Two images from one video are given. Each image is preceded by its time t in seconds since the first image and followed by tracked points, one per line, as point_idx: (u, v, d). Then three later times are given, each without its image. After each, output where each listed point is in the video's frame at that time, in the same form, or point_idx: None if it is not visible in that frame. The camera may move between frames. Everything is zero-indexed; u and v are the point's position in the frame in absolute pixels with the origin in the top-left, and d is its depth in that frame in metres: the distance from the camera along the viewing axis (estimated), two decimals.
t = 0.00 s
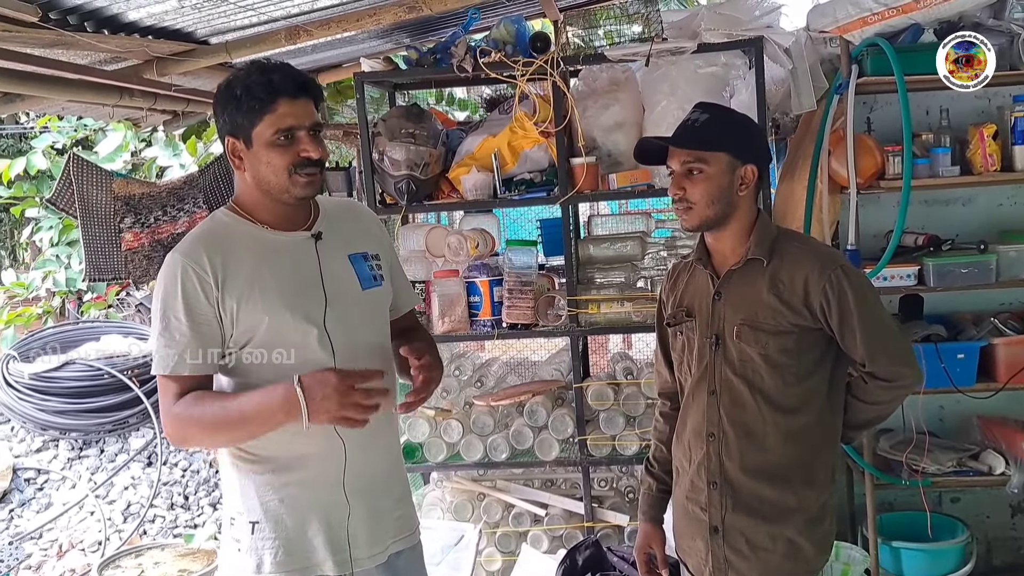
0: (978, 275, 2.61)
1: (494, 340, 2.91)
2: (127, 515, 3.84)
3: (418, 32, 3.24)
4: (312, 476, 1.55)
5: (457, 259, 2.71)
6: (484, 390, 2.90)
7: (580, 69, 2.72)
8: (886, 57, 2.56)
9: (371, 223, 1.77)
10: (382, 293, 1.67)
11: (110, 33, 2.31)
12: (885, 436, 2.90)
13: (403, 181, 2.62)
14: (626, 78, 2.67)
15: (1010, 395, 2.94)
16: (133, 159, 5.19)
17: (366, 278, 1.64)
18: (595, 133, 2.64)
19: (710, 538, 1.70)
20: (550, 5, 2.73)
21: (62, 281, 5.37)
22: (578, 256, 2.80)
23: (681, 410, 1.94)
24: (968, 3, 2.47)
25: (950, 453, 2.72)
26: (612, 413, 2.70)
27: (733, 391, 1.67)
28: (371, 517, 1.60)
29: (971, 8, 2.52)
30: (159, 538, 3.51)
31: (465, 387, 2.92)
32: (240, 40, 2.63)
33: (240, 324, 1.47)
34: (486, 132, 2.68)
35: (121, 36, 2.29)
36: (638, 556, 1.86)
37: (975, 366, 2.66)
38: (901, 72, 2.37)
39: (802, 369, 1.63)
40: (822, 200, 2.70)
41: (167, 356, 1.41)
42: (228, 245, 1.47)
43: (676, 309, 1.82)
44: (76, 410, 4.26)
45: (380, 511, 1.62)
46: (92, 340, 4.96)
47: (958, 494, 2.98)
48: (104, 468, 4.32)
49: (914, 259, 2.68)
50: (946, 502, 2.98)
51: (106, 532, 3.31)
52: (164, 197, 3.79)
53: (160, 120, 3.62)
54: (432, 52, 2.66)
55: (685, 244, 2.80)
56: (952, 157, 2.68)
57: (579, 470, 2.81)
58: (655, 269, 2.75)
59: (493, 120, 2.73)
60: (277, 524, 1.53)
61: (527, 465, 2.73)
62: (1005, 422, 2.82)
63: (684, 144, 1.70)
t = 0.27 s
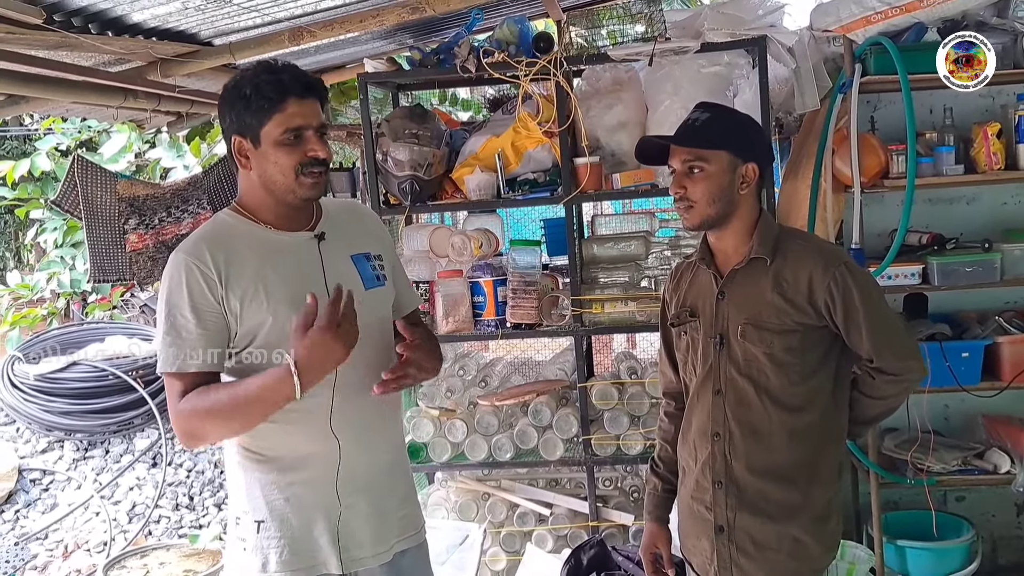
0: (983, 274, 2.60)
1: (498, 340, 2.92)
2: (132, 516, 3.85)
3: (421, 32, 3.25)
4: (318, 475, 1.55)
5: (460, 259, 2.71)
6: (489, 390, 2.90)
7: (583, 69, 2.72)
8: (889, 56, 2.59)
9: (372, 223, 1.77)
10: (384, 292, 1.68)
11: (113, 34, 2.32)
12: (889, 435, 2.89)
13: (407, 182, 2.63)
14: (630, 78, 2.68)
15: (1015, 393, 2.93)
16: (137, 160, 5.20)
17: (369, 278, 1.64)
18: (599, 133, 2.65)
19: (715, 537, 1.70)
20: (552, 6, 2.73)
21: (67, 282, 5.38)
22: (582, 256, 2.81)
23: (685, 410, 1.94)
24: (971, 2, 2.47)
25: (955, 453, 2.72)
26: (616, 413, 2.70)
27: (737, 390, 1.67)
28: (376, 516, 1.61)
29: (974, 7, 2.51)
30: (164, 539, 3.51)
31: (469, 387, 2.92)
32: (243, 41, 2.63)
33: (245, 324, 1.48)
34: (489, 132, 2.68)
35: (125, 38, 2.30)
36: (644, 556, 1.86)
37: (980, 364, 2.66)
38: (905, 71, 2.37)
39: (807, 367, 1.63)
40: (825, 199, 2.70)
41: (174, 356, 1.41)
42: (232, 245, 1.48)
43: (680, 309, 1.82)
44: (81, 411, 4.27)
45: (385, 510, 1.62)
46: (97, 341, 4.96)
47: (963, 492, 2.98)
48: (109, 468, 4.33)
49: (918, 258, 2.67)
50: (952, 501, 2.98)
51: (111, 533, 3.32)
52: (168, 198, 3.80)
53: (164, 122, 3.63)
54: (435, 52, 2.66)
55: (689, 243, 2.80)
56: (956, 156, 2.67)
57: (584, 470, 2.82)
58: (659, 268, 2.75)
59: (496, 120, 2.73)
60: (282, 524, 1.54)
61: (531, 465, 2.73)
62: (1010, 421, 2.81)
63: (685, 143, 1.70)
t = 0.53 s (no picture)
0: (986, 274, 2.60)
1: (502, 341, 2.92)
2: (136, 517, 3.85)
3: (423, 34, 3.25)
4: (321, 475, 1.56)
5: (463, 260, 2.72)
6: (492, 391, 2.91)
7: (586, 70, 2.72)
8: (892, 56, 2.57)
9: (374, 224, 1.78)
10: (387, 293, 1.69)
11: (118, 37, 2.32)
12: (893, 435, 2.89)
13: (410, 183, 2.63)
14: (633, 78, 2.68)
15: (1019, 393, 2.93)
16: (140, 162, 5.21)
17: (373, 280, 1.65)
18: (602, 134, 2.65)
19: (718, 537, 1.70)
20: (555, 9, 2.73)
21: (70, 284, 5.38)
22: (585, 257, 2.83)
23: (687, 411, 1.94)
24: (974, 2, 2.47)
25: (959, 453, 2.71)
26: (620, 414, 2.71)
27: (741, 391, 1.67)
28: (380, 517, 1.61)
29: (977, 7, 2.51)
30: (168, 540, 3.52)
31: (472, 388, 2.91)
32: (247, 43, 2.63)
33: (251, 324, 1.48)
34: (492, 133, 2.68)
35: (129, 39, 2.30)
36: (646, 557, 1.86)
37: (983, 365, 2.66)
38: (908, 71, 2.37)
39: (811, 366, 1.63)
40: (829, 199, 2.70)
41: (181, 357, 1.41)
42: (237, 247, 1.48)
43: (683, 310, 1.82)
44: (84, 413, 4.29)
45: (388, 511, 1.63)
46: (101, 342, 4.97)
47: (966, 493, 2.98)
48: (113, 470, 4.33)
49: (921, 258, 2.67)
50: (955, 502, 2.98)
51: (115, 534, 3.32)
52: (172, 199, 3.81)
53: (168, 123, 3.64)
54: (438, 53, 2.66)
55: (692, 245, 2.81)
56: (959, 156, 2.67)
57: (587, 471, 2.82)
58: (662, 269, 2.75)
59: (499, 121, 2.74)
60: (286, 524, 1.54)
61: (534, 466, 2.73)
62: (1013, 421, 2.82)
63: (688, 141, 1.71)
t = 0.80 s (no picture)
0: (989, 272, 2.60)
1: (506, 340, 2.93)
2: (139, 516, 3.86)
3: (426, 33, 3.26)
4: (324, 473, 1.56)
5: (467, 258, 2.72)
6: (495, 389, 2.91)
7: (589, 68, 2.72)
8: (895, 54, 2.57)
9: (376, 224, 1.78)
10: (390, 293, 1.69)
11: (121, 36, 2.33)
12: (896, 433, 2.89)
13: (413, 182, 2.63)
14: (636, 77, 2.69)
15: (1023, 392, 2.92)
16: (143, 161, 5.23)
17: (376, 279, 1.65)
18: (604, 132, 2.64)
19: (720, 534, 1.70)
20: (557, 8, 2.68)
21: (74, 283, 5.38)
22: (587, 255, 2.81)
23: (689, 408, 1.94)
24: None
25: (962, 451, 2.71)
26: (623, 412, 2.71)
27: (744, 388, 1.67)
28: (384, 516, 1.61)
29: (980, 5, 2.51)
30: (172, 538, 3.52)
31: (475, 386, 2.92)
32: (250, 42, 2.64)
33: (254, 323, 1.48)
34: (495, 132, 2.69)
35: (132, 39, 2.30)
36: (646, 557, 1.86)
37: (986, 362, 2.66)
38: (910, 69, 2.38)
39: (814, 365, 1.62)
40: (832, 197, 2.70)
41: (183, 354, 1.41)
42: (241, 245, 1.48)
43: (685, 308, 1.82)
44: (88, 412, 4.32)
45: (392, 509, 1.63)
46: (104, 341, 4.99)
47: (970, 491, 2.98)
48: (117, 468, 4.30)
49: (925, 256, 2.67)
50: (959, 500, 2.98)
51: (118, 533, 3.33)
52: (176, 198, 3.82)
53: (171, 123, 3.64)
54: (441, 52, 2.66)
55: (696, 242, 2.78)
56: (962, 154, 2.67)
57: (591, 469, 2.82)
58: (664, 267, 2.75)
59: (502, 120, 2.75)
60: (290, 522, 1.54)
61: (538, 464, 2.73)
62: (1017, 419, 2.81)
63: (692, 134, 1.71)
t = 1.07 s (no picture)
0: (992, 271, 2.60)
1: (508, 340, 2.93)
2: (143, 517, 3.86)
3: (427, 34, 3.27)
4: (327, 475, 1.56)
5: (469, 259, 2.72)
6: (497, 390, 2.91)
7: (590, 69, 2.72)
8: (896, 54, 2.57)
9: (378, 226, 1.79)
10: (391, 295, 1.69)
11: (123, 38, 2.33)
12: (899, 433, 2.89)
13: (414, 183, 2.63)
14: (637, 78, 2.70)
15: None
16: (146, 163, 5.24)
17: (378, 281, 1.65)
18: (606, 133, 2.65)
19: (722, 533, 1.71)
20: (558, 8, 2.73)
21: (76, 285, 5.40)
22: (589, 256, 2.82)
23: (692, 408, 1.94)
24: None
25: (965, 451, 2.72)
26: (625, 413, 2.71)
27: (746, 387, 1.67)
28: (386, 517, 1.61)
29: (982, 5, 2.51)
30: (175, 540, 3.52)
31: (477, 387, 2.92)
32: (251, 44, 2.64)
33: (257, 324, 1.48)
34: (497, 132, 2.69)
35: (135, 40, 2.30)
36: (645, 557, 1.86)
37: (989, 362, 2.66)
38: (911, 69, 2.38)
39: (815, 366, 1.62)
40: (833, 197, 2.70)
41: (186, 355, 1.41)
42: (244, 246, 1.48)
43: (687, 307, 1.82)
44: (91, 413, 4.33)
45: (394, 510, 1.63)
46: (107, 343, 4.99)
47: (973, 491, 2.97)
48: (119, 470, 4.32)
49: (927, 256, 2.67)
50: (962, 500, 2.98)
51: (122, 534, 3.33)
52: (177, 200, 3.85)
53: (173, 124, 3.65)
54: (443, 53, 2.66)
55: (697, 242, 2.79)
56: (964, 153, 2.67)
57: (593, 469, 2.82)
58: (666, 268, 2.77)
59: (504, 121, 2.74)
60: (294, 524, 1.54)
61: (540, 465, 2.73)
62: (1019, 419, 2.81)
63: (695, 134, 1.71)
